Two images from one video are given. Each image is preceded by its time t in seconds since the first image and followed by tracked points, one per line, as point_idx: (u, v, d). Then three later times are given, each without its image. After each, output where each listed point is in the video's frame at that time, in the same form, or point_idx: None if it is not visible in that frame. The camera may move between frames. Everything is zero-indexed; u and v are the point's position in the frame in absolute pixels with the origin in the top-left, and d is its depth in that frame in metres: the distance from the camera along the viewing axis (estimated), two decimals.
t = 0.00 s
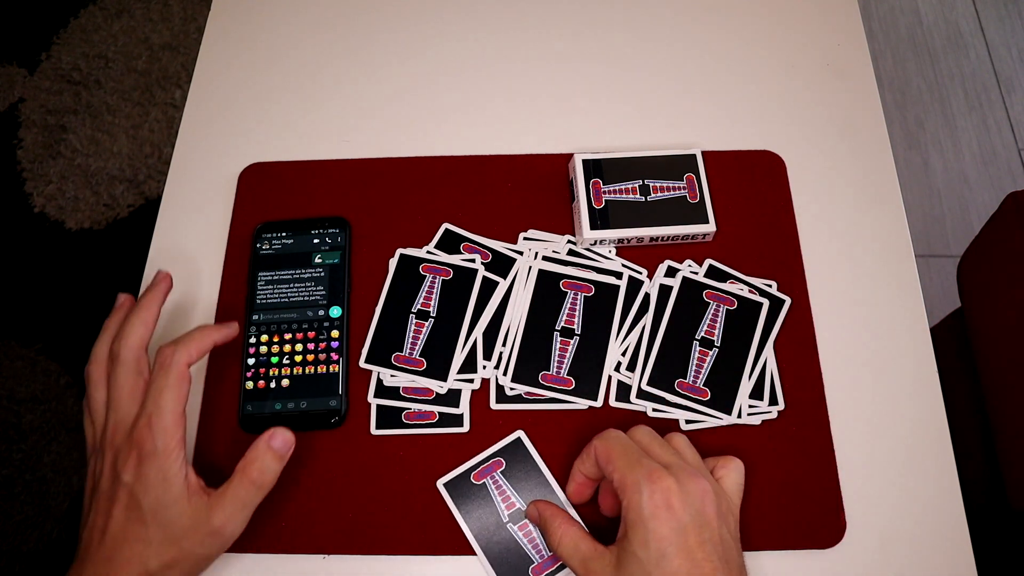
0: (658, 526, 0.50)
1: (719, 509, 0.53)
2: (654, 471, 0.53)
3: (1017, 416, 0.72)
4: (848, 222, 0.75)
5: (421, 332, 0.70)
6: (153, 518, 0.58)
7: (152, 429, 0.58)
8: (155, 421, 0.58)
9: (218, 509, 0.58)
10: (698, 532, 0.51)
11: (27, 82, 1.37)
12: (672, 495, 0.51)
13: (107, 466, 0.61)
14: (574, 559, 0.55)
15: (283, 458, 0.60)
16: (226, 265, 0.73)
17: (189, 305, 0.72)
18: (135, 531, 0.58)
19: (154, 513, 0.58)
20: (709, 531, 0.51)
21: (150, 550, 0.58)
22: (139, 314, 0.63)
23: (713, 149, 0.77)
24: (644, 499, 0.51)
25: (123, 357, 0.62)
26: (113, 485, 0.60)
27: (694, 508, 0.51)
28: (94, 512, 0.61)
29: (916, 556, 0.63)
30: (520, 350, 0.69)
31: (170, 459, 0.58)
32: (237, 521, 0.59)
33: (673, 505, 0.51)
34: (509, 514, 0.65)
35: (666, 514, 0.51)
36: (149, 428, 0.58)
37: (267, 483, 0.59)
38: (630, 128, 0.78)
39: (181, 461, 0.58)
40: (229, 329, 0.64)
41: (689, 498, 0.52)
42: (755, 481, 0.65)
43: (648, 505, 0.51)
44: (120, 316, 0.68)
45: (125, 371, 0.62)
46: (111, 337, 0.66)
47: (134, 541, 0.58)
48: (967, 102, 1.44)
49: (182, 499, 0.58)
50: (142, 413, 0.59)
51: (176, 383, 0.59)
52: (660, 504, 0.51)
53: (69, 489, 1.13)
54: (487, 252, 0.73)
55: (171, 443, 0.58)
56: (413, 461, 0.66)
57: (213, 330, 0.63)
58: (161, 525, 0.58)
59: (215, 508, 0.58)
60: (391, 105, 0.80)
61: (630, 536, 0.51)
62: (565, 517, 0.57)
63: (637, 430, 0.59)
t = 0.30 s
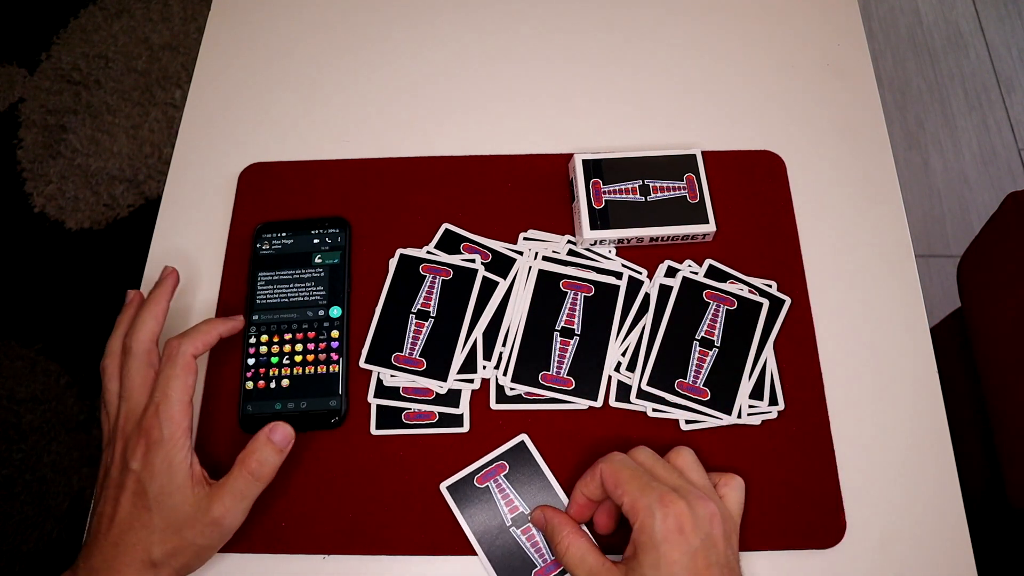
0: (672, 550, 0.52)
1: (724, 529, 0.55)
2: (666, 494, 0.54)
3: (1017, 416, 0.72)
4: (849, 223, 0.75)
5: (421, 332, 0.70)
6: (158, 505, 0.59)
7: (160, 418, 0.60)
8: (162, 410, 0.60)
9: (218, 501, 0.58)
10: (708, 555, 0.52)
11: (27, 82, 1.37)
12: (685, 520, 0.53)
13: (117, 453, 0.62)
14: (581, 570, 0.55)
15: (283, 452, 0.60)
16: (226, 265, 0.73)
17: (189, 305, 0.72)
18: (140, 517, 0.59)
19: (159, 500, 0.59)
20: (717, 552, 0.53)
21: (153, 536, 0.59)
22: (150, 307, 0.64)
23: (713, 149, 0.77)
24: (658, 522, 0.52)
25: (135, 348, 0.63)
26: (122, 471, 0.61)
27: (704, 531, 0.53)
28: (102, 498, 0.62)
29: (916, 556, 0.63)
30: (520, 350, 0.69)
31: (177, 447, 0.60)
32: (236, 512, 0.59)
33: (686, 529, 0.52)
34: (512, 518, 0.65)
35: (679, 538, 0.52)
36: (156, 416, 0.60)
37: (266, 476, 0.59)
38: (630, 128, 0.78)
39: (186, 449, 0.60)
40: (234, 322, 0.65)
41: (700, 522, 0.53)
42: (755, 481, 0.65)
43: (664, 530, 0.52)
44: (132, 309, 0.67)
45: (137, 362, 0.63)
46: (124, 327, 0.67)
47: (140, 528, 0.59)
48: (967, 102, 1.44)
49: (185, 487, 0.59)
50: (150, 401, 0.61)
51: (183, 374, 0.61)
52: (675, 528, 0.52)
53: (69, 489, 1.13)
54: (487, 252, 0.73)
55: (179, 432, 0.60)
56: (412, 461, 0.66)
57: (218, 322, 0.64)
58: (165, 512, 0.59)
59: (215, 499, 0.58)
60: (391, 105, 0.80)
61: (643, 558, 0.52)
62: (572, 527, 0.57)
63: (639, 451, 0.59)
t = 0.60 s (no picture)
0: (685, 551, 0.52)
1: (731, 529, 0.55)
2: (678, 494, 0.54)
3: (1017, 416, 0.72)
4: (849, 223, 0.75)
5: (421, 332, 0.70)
6: (163, 509, 0.59)
7: (167, 420, 0.59)
8: (169, 413, 0.59)
9: (226, 508, 0.58)
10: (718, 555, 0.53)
11: (27, 82, 1.37)
12: (697, 519, 0.53)
13: (122, 454, 0.61)
14: (585, 567, 0.55)
15: (291, 461, 0.60)
16: (226, 265, 0.73)
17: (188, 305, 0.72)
18: (145, 520, 0.59)
19: (165, 504, 0.59)
20: (727, 551, 0.54)
21: (159, 540, 0.59)
22: (166, 309, 0.64)
23: (714, 149, 0.77)
24: (671, 522, 0.53)
25: (146, 348, 0.63)
26: (128, 473, 0.60)
27: (715, 530, 0.53)
28: (106, 499, 0.61)
29: (916, 556, 0.63)
30: (520, 350, 0.69)
31: (183, 452, 0.59)
32: (243, 521, 0.59)
33: (698, 529, 0.53)
34: (518, 512, 0.65)
35: (692, 537, 0.52)
36: (163, 419, 0.59)
37: (275, 486, 0.59)
38: (629, 128, 0.78)
39: (192, 455, 0.59)
40: (250, 330, 0.65)
41: (712, 521, 0.53)
42: (755, 481, 0.65)
43: (677, 529, 0.52)
44: (145, 308, 0.67)
45: (147, 363, 0.62)
46: (135, 328, 0.66)
47: (144, 531, 0.59)
48: (967, 102, 1.44)
49: (191, 492, 0.59)
50: (158, 403, 0.60)
51: (194, 380, 0.60)
52: (688, 528, 0.53)
53: (69, 489, 1.13)
54: (487, 252, 0.73)
55: (185, 436, 0.59)
56: (413, 461, 0.66)
57: (236, 331, 0.64)
58: (171, 517, 0.59)
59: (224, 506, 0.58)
60: (391, 105, 0.80)
61: (655, 557, 0.53)
62: (579, 522, 0.57)
63: (644, 451, 0.59)
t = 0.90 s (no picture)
0: (693, 559, 0.52)
1: (738, 533, 0.55)
2: (687, 501, 0.54)
3: (1017, 416, 0.72)
4: (848, 222, 0.75)
5: (421, 332, 0.70)
6: (172, 506, 0.59)
7: (184, 419, 0.59)
8: (187, 411, 0.59)
9: (231, 509, 0.58)
10: (725, 563, 0.53)
11: (27, 82, 1.37)
12: (706, 527, 0.53)
13: (135, 450, 0.61)
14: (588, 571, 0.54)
15: (300, 468, 0.59)
16: (226, 266, 0.73)
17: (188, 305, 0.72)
18: (153, 517, 0.59)
19: (174, 501, 0.59)
20: (734, 557, 0.54)
21: (164, 537, 0.59)
22: (175, 306, 0.64)
23: (713, 149, 0.77)
24: (680, 530, 0.53)
25: (159, 345, 0.63)
26: (139, 469, 0.60)
27: (723, 536, 0.54)
28: (115, 494, 0.61)
29: (916, 556, 0.63)
30: (520, 350, 0.69)
31: (199, 449, 0.59)
32: (247, 521, 0.59)
33: (707, 537, 0.53)
34: (518, 512, 0.65)
35: (700, 545, 0.53)
36: (180, 417, 0.59)
37: (281, 491, 0.59)
38: (629, 128, 0.78)
39: (206, 453, 0.59)
40: (267, 327, 0.63)
41: (720, 528, 0.54)
42: (755, 482, 0.65)
43: (686, 538, 0.53)
44: (151, 306, 0.67)
45: (160, 361, 0.62)
46: (143, 327, 0.66)
47: (150, 527, 0.59)
48: (966, 102, 1.44)
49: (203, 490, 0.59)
50: (176, 400, 0.60)
51: (213, 380, 0.60)
52: (696, 535, 0.53)
53: (69, 489, 1.13)
54: (487, 252, 0.73)
55: (202, 434, 0.59)
56: (413, 461, 0.66)
57: (253, 329, 0.62)
58: (178, 514, 0.59)
59: (231, 505, 0.58)
60: (391, 105, 0.80)
61: (663, 563, 0.53)
62: (588, 525, 0.57)
63: (651, 451, 0.59)
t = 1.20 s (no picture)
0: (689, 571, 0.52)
1: (738, 542, 0.55)
2: (685, 514, 0.54)
3: (1017, 416, 0.72)
4: (848, 223, 0.75)
5: (421, 332, 0.70)
6: (98, 472, 0.59)
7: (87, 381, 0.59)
8: (93, 371, 0.59)
9: (152, 458, 0.57)
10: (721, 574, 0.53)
11: (27, 82, 1.37)
12: (703, 540, 0.53)
13: (57, 424, 0.62)
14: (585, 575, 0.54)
15: (212, 400, 0.58)
16: (226, 265, 0.73)
17: (188, 305, 0.72)
18: (86, 483, 0.59)
19: (97, 467, 0.59)
20: (732, 568, 0.54)
21: (100, 502, 0.58)
22: (86, 278, 0.64)
23: (713, 150, 0.77)
24: (677, 543, 0.53)
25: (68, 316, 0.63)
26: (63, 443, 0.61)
27: (722, 548, 0.54)
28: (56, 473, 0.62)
29: (916, 556, 0.63)
30: (520, 350, 0.69)
31: (109, 406, 0.58)
32: (174, 468, 0.58)
33: (703, 551, 0.53)
34: (518, 512, 0.65)
35: (697, 558, 0.53)
36: (89, 378, 0.59)
37: (193, 427, 0.57)
38: (630, 128, 0.78)
39: (118, 406, 0.59)
40: (169, 289, 0.64)
41: (718, 541, 0.54)
42: (755, 482, 0.65)
43: (682, 550, 0.53)
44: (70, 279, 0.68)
45: (68, 332, 0.63)
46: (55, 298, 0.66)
47: (90, 494, 0.59)
48: (966, 102, 1.44)
49: (119, 448, 0.58)
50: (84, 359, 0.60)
51: (113, 335, 0.60)
52: (693, 548, 0.53)
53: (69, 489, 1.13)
54: (487, 252, 0.73)
55: (105, 392, 0.59)
56: (413, 461, 0.66)
57: (157, 290, 0.64)
58: (107, 475, 0.58)
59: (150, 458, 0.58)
60: (391, 105, 0.80)
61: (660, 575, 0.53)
62: (590, 526, 0.57)
63: (652, 459, 0.59)
